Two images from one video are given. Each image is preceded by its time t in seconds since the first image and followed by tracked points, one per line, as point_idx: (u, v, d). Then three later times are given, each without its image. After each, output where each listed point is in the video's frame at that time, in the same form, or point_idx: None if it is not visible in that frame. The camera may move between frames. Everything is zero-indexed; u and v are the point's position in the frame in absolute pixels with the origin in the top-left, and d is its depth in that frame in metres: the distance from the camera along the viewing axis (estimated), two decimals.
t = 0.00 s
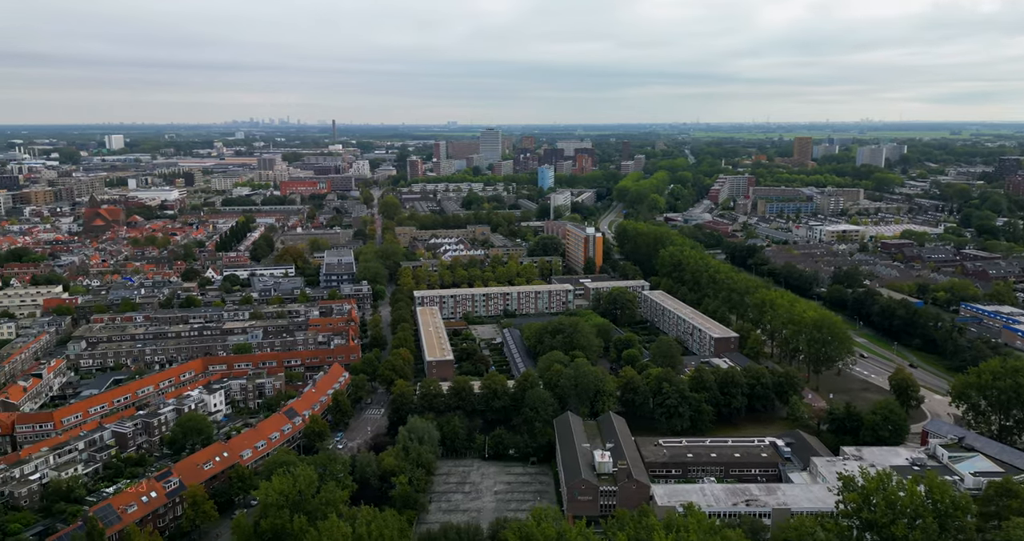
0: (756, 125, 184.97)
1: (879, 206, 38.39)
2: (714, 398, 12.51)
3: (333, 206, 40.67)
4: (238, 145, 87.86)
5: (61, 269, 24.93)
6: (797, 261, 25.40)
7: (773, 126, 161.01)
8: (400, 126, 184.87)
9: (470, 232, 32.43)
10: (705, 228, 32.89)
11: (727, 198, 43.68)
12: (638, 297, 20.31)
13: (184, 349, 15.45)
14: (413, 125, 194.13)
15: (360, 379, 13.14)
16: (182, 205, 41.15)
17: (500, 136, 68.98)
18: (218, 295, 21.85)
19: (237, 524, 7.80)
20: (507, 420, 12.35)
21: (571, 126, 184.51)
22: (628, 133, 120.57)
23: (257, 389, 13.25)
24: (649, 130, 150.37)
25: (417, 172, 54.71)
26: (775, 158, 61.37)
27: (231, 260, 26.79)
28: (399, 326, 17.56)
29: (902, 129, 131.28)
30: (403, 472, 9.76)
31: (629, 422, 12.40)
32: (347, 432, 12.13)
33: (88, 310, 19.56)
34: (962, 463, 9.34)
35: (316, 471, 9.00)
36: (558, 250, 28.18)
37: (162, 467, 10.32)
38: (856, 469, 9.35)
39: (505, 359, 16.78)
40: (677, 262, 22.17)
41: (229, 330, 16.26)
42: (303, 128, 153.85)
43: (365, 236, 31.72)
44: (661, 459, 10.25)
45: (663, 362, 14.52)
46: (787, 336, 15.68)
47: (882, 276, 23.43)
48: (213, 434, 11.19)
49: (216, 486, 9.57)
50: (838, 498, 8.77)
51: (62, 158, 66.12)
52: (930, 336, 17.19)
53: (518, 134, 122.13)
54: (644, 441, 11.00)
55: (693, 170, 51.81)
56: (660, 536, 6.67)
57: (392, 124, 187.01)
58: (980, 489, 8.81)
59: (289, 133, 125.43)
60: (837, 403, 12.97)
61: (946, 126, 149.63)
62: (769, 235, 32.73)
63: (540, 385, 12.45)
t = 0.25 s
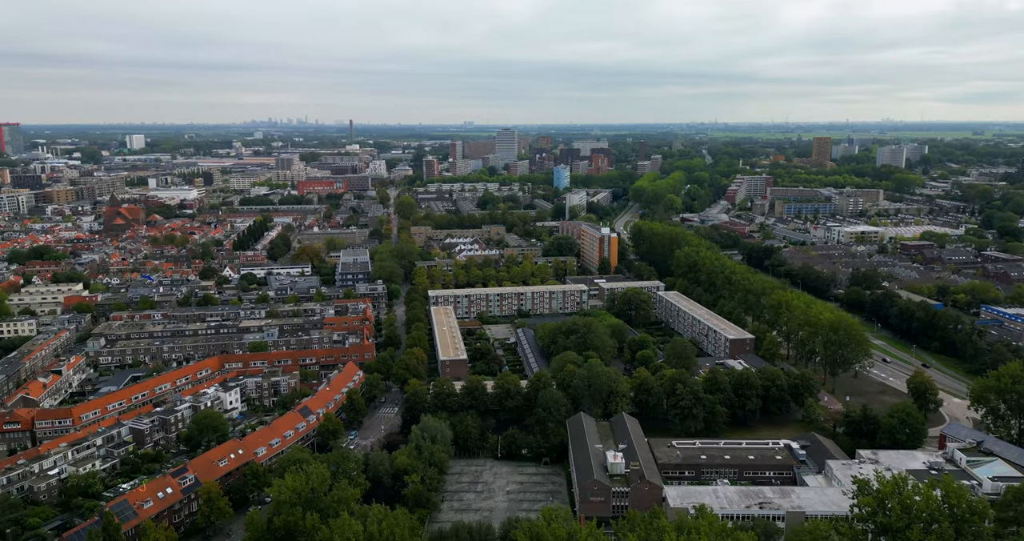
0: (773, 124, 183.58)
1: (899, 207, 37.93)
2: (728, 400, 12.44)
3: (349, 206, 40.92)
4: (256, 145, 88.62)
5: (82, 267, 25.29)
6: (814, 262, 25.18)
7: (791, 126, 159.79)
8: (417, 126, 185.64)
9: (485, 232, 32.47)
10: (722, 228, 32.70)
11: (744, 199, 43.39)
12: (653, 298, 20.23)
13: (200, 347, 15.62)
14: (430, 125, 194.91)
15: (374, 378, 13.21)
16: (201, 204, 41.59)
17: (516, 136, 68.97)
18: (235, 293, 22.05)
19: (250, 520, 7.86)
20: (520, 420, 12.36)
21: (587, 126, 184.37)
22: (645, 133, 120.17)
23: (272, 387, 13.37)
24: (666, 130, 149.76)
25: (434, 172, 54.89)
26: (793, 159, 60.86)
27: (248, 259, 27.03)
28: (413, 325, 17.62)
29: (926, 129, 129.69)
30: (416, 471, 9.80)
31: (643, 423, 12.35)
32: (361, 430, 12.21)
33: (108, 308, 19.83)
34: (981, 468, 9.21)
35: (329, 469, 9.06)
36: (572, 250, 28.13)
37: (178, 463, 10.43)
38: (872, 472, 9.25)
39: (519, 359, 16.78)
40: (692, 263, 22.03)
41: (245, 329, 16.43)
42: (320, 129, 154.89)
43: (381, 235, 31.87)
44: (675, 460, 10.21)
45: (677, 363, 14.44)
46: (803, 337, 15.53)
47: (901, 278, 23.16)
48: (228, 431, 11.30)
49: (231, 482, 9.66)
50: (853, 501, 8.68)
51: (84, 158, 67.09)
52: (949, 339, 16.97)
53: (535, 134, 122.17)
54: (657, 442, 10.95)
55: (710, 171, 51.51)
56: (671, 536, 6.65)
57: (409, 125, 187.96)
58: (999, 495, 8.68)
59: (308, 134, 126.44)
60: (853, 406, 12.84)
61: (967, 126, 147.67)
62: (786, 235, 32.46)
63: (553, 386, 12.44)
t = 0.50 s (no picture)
0: (795, 124, 181.72)
1: (923, 209, 37.37)
2: (745, 402, 12.34)
3: (368, 206, 41.15)
4: (276, 145, 89.41)
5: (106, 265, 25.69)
6: (835, 264, 24.90)
7: (813, 126, 158.11)
8: (436, 125, 186.22)
9: (503, 232, 32.50)
10: (741, 229, 32.44)
11: (764, 199, 43.02)
12: (670, 299, 20.12)
13: (220, 345, 15.80)
14: (448, 125, 195.44)
15: (390, 377, 13.27)
16: (222, 203, 42.06)
17: (535, 136, 68.90)
18: (255, 292, 22.28)
19: (266, 517, 7.94)
20: (535, 420, 12.36)
21: (606, 126, 183.84)
22: (664, 133, 119.54)
23: (290, 385, 13.49)
24: (686, 129, 148.81)
25: (452, 172, 55.05)
26: (815, 159, 60.22)
27: (268, 258, 27.29)
28: (430, 324, 17.67)
29: (951, 130, 127.68)
30: (430, 470, 9.84)
31: (658, 425, 12.29)
32: (377, 429, 12.27)
33: (130, 305, 20.12)
34: (1003, 473, 9.06)
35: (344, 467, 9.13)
36: (590, 250, 28.07)
37: (196, 459, 10.57)
38: (891, 477, 9.13)
39: (535, 359, 16.76)
40: (711, 264, 21.87)
41: (264, 327, 16.59)
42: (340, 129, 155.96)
43: (400, 235, 32.03)
44: (690, 462, 10.15)
45: (694, 365, 14.36)
46: (822, 340, 15.37)
47: (924, 280, 22.82)
48: (246, 428, 11.43)
49: (247, 479, 9.77)
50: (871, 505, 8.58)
51: (109, 158, 68.11)
52: (972, 342, 16.69)
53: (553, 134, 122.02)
54: (673, 444, 10.90)
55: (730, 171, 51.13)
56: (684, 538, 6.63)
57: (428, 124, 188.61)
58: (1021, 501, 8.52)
59: (328, 133, 127.31)
60: (873, 410, 12.69)
61: (993, 126, 145.23)
62: (807, 236, 32.13)
63: (569, 386, 12.43)
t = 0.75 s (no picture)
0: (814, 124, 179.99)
1: (945, 210, 36.85)
2: (761, 404, 12.25)
3: (385, 205, 41.35)
4: (295, 145, 90.09)
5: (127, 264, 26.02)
6: (854, 265, 24.63)
7: (833, 125, 156.45)
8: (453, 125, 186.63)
9: (519, 232, 32.50)
10: (759, 230, 32.19)
11: (782, 200, 42.64)
12: (686, 300, 20.00)
13: (237, 343, 15.96)
14: (465, 125, 195.79)
15: (404, 376, 13.32)
16: (241, 202, 42.46)
17: (552, 136, 68.84)
18: (272, 290, 22.47)
19: (279, 514, 8.00)
20: (548, 420, 12.35)
21: (623, 126, 183.29)
22: (682, 133, 118.95)
23: (305, 383, 13.58)
24: (704, 129, 147.92)
25: (469, 172, 55.16)
26: (835, 159, 59.61)
27: (286, 257, 27.50)
28: (445, 324, 17.71)
29: (974, 130, 125.84)
30: (443, 469, 9.86)
31: (673, 426, 12.23)
32: (391, 427, 12.32)
33: (149, 303, 20.36)
34: None
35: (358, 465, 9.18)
36: (606, 251, 27.99)
37: (213, 456, 10.69)
38: (908, 480, 9.02)
39: (549, 360, 16.75)
40: (727, 265, 21.71)
41: (280, 325, 16.73)
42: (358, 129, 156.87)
43: (416, 234, 32.15)
44: (704, 464, 10.09)
45: (709, 367, 14.27)
46: (840, 342, 15.21)
47: (945, 282, 22.51)
48: (261, 425, 11.54)
49: (262, 476, 9.85)
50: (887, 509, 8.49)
51: (130, 157, 69.00)
52: (994, 345, 16.43)
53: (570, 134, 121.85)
54: (687, 445, 10.85)
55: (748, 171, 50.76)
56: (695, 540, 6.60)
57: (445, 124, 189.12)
58: None
59: (346, 133, 128.05)
60: (891, 413, 12.54)
61: (1018, 126, 142.91)
62: (826, 237, 31.81)
63: (583, 386, 12.40)
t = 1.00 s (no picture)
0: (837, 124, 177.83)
1: (972, 211, 36.21)
2: (779, 406, 12.13)
3: (404, 205, 41.54)
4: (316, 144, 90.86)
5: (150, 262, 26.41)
6: (876, 267, 24.30)
7: (857, 125, 154.44)
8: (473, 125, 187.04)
9: (537, 232, 32.49)
10: (780, 231, 31.88)
11: (804, 200, 42.18)
12: (704, 301, 19.87)
13: (256, 341, 16.13)
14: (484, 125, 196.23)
15: (421, 375, 13.37)
16: (262, 201, 42.90)
17: (571, 136, 68.69)
18: (292, 289, 22.67)
19: (295, 511, 8.07)
20: (564, 420, 12.33)
21: (643, 126, 182.48)
22: (703, 133, 118.12)
23: (323, 381, 13.69)
24: (725, 129, 146.77)
25: (488, 172, 55.24)
26: (858, 159, 58.84)
27: (306, 256, 27.73)
28: (462, 323, 17.75)
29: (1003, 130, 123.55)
30: (458, 468, 9.89)
31: (689, 428, 12.16)
32: (407, 426, 12.38)
33: (171, 301, 20.64)
34: None
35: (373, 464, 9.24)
36: (624, 251, 27.88)
37: (231, 452, 10.81)
38: (928, 486, 8.89)
39: (565, 360, 16.72)
40: (747, 265, 21.52)
41: (299, 323, 16.88)
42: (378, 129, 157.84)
43: (434, 234, 32.26)
44: (720, 466, 10.02)
45: (727, 368, 14.15)
46: (860, 344, 15.01)
47: (970, 284, 22.13)
48: (279, 423, 11.65)
49: (279, 473, 9.95)
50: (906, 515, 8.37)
51: (155, 156, 70.02)
52: (1019, 349, 16.12)
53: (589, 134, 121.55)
54: (703, 447, 10.77)
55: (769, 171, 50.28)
56: None
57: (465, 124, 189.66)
58: None
59: (366, 133, 128.95)
60: (912, 417, 12.36)
61: None
62: (848, 239, 31.42)
63: (599, 387, 12.36)
